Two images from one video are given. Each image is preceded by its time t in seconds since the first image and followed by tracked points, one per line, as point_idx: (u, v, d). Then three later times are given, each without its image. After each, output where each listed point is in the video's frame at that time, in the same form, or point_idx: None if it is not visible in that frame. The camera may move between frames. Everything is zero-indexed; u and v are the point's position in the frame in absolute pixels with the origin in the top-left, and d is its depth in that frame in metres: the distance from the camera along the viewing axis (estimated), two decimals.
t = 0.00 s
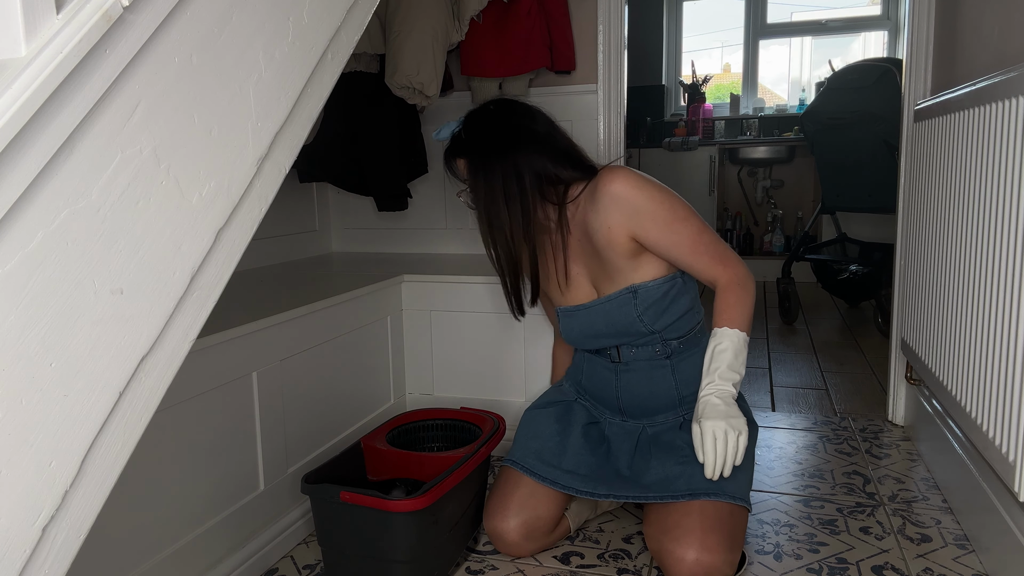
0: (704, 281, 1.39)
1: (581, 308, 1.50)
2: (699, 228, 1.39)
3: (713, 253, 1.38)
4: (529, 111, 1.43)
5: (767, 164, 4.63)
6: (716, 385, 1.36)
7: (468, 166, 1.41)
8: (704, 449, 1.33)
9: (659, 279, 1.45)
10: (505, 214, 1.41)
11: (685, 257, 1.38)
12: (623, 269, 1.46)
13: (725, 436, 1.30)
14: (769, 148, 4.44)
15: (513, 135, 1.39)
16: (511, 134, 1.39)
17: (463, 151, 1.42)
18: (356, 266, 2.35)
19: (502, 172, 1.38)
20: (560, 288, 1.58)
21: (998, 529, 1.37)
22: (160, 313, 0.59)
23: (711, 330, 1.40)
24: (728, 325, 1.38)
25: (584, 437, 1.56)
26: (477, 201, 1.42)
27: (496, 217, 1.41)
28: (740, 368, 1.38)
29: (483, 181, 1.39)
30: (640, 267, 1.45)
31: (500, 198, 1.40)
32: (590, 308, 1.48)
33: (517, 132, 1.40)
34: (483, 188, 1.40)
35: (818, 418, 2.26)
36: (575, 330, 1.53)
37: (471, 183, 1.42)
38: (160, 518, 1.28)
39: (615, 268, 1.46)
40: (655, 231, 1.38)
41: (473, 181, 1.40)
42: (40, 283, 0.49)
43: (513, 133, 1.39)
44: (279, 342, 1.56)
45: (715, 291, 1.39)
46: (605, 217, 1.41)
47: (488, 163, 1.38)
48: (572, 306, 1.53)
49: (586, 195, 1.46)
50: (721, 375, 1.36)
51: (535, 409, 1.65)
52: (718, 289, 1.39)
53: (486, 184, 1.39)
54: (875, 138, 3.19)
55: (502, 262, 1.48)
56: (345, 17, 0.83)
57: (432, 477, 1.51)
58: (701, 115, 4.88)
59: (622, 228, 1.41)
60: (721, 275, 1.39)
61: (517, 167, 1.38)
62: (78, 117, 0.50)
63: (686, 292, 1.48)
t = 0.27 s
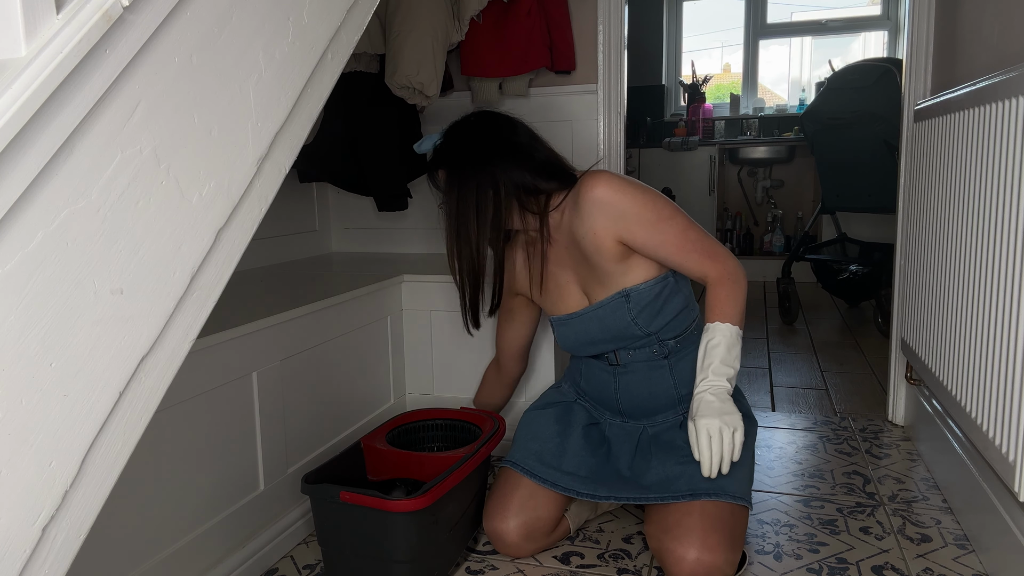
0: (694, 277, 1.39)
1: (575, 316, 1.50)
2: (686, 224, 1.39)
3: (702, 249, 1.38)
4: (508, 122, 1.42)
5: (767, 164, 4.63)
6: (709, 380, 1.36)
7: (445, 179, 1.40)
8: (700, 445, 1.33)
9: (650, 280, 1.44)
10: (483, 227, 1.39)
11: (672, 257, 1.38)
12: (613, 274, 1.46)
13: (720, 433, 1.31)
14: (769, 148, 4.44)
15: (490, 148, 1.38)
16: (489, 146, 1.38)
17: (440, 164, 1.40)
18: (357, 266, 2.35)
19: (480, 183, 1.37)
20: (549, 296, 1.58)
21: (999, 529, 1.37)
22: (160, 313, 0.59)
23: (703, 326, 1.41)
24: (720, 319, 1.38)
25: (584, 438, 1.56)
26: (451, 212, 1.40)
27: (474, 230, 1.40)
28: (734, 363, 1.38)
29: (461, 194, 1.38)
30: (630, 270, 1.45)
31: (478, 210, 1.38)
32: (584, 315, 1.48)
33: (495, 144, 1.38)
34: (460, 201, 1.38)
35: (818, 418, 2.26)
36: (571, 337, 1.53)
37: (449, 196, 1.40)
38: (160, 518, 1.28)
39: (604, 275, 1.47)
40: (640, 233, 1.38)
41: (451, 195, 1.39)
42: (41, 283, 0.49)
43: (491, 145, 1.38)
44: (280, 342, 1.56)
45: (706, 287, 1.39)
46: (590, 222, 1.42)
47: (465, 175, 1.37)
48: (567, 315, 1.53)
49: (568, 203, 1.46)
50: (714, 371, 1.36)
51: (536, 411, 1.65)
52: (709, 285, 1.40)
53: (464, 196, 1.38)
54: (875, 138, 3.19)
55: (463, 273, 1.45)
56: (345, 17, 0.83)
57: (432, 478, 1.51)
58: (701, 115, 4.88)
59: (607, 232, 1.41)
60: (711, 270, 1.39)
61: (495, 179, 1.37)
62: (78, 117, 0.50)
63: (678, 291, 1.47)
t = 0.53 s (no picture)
0: (695, 278, 1.39)
1: (573, 317, 1.50)
2: (685, 226, 1.39)
3: (702, 250, 1.38)
4: (506, 125, 1.42)
5: (767, 164, 4.63)
6: (726, 384, 1.36)
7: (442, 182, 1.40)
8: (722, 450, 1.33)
9: (647, 282, 1.45)
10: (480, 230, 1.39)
11: (671, 258, 1.39)
12: (612, 276, 1.46)
13: (740, 436, 1.31)
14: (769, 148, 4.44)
15: (488, 150, 1.37)
16: (486, 149, 1.37)
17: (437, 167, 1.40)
18: (357, 266, 2.35)
19: (475, 187, 1.37)
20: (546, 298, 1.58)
21: (998, 529, 1.37)
22: (159, 313, 0.59)
23: (710, 330, 1.40)
24: (726, 322, 1.38)
25: (583, 438, 1.56)
26: (448, 216, 1.41)
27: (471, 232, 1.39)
28: (745, 364, 1.38)
29: (458, 196, 1.38)
30: (629, 271, 1.46)
31: (475, 213, 1.38)
32: (580, 316, 1.48)
33: (492, 147, 1.38)
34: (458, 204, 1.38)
35: (818, 418, 2.26)
36: (569, 338, 1.53)
37: (446, 199, 1.40)
38: (160, 518, 1.28)
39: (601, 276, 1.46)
40: (639, 235, 1.39)
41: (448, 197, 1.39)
42: (40, 283, 0.49)
43: (488, 147, 1.37)
44: (280, 341, 1.56)
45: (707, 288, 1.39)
46: (588, 224, 1.42)
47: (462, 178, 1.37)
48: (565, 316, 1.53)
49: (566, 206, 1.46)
50: (727, 374, 1.36)
51: (535, 411, 1.65)
52: (710, 286, 1.39)
53: (461, 199, 1.38)
54: (875, 138, 3.19)
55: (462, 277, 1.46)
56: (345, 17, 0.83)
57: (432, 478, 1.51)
58: (702, 115, 4.88)
59: (606, 234, 1.41)
60: (711, 271, 1.39)
61: (490, 182, 1.37)
62: (78, 117, 0.50)
63: (676, 293, 1.48)
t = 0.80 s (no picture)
0: (703, 273, 1.40)
1: (580, 313, 1.49)
2: (693, 222, 1.40)
3: (710, 244, 1.39)
4: (515, 117, 1.43)
5: (767, 164, 4.63)
6: (723, 372, 1.36)
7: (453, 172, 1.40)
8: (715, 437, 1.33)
9: (655, 278, 1.45)
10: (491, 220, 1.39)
11: (680, 251, 1.39)
12: (619, 270, 1.46)
13: (736, 425, 1.30)
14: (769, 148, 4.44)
15: (499, 140, 1.38)
16: (497, 140, 1.38)
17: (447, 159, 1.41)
18: (357, 266, 2.35)
19: (488, 177, 1.37)
20: (551, 294, 1.57)
21: (998, 529, 1.37)
22: (159, 313, 0.59)
23: (714, 320, 1.41)
24: (731, 314, 1.39)
25: (584, 438, 1.56)
26: (460, 207, 1.41)
27: (482, 223, 1.39)
28: (746, 356, 1.38)
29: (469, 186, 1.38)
30: (638, 267, 1.46)
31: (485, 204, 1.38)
32: (588, 312, 1.48)
33: (503, 138, 1.39)
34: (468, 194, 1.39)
35: (817, 418, 2.27)
36: (575, 335, 1.52)
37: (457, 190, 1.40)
38: (160, 518, 1.28)
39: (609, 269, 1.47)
40: (648, 228, 1.40)
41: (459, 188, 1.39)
42: (40, 284, 0.49)
43: (499, 139, 1.38)
44: (279, 342, 1.56)
45: (715, 282, 1.40)
46: (598, 217, 1.43)
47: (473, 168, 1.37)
48: (571, 312, 1.52)
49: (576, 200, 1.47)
50: (727, 363, 1.36)
51: (536, 411, 1.65)
52: (718, 281, 1.40)
53: (472, 189, 1.38)
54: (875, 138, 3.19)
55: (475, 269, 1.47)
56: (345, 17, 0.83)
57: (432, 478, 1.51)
58: (702, 115, 4.88)
59: (615, 227, 1.42)
60: (719, 265, 1.40)
61: (501, 173, 1.37)
62: (78, 117, 0.50)
63: (683, 289, 1.48)
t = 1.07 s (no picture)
0: (711, 278, 1.40)
1: (585, 308, 1.49)
2: (704, 228, 1.40)
3: (719, 251, 1.39)
4: (532, 110, 1.42)
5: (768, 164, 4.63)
6: (729, 382, 1.36)
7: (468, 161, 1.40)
8: (721, 447, 1.33)
9: (663, 278, 1.45)
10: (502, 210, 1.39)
11: (689, 254, 1.39)
12: (627, 270, 1.46)
13: (742, 435, 1.31)
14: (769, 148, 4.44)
15: (514, 132, 1.38)
16: (513, 131, 1.38)
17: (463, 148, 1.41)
18: (356, 266, 2.35)
19: (501, 167, 1.37)
20: (558, 290, 1.58)
21: (998, 529, 1.37)
22: (159, 313, 0.59)
23: (720, 330, 1.42)
24: (736, 323, 1.39)
25: (586, 437, 1.56)
26: (472, 196, 1.41)
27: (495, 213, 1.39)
28: (751, 367, 1.39)
29: (483, 176, 1.38)
30: (645, 267, 1.46)
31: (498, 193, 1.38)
32: (593, 308, 1.48)
33: (518, 130, 1.39)
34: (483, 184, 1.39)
35: (818, 418, 2.27)
36: (579, 331, 1.52)
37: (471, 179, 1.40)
38: (160, 518, 1.28)
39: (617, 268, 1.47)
40: (660, 229, 1.39)
41: (473, 178, 1.39)
42: (40, 284, 0.49)
43: (515, 129, 1.38)
44: (278, 342, 1.56)
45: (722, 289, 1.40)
46: (610, 215, 1.43)
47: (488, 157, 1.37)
48: (576, 307, 1.52)
49: (590, 196, 1.47)
50: (733, 374, 1.37)
51: (538, 410, 1.64)
52: (724, 288, 1.40)
53: (486, 179, 1.38)
54: (875, 138, 3.19)
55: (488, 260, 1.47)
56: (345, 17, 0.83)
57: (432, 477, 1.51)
58: (702, 115, 4.88)
59: (627, 225, 1.42)
60: (727, 272, 1.40)
61: (516, 164, 1.37)
62: (77, 117, 0.50)
63: (689, 291, 1.48)
